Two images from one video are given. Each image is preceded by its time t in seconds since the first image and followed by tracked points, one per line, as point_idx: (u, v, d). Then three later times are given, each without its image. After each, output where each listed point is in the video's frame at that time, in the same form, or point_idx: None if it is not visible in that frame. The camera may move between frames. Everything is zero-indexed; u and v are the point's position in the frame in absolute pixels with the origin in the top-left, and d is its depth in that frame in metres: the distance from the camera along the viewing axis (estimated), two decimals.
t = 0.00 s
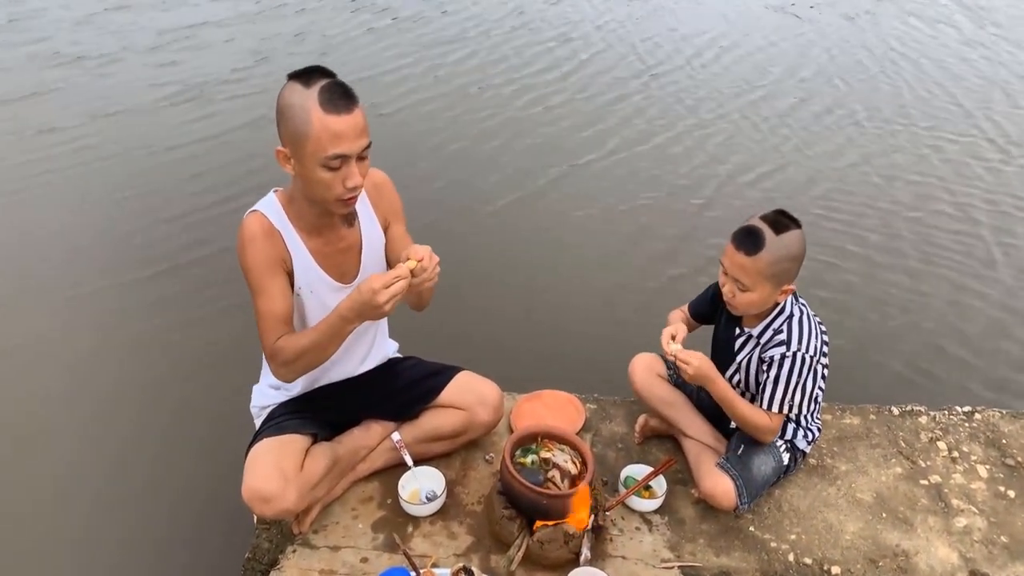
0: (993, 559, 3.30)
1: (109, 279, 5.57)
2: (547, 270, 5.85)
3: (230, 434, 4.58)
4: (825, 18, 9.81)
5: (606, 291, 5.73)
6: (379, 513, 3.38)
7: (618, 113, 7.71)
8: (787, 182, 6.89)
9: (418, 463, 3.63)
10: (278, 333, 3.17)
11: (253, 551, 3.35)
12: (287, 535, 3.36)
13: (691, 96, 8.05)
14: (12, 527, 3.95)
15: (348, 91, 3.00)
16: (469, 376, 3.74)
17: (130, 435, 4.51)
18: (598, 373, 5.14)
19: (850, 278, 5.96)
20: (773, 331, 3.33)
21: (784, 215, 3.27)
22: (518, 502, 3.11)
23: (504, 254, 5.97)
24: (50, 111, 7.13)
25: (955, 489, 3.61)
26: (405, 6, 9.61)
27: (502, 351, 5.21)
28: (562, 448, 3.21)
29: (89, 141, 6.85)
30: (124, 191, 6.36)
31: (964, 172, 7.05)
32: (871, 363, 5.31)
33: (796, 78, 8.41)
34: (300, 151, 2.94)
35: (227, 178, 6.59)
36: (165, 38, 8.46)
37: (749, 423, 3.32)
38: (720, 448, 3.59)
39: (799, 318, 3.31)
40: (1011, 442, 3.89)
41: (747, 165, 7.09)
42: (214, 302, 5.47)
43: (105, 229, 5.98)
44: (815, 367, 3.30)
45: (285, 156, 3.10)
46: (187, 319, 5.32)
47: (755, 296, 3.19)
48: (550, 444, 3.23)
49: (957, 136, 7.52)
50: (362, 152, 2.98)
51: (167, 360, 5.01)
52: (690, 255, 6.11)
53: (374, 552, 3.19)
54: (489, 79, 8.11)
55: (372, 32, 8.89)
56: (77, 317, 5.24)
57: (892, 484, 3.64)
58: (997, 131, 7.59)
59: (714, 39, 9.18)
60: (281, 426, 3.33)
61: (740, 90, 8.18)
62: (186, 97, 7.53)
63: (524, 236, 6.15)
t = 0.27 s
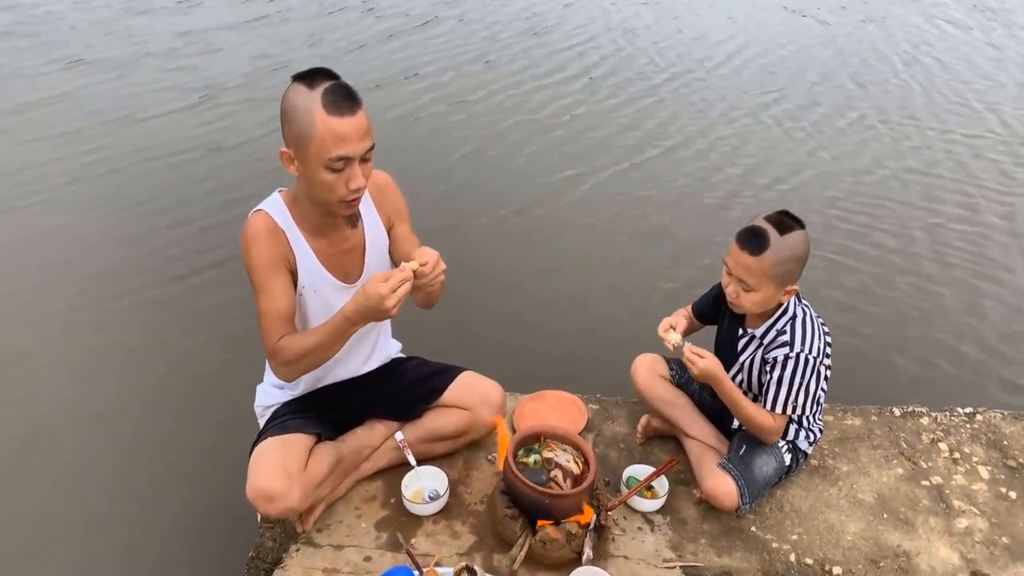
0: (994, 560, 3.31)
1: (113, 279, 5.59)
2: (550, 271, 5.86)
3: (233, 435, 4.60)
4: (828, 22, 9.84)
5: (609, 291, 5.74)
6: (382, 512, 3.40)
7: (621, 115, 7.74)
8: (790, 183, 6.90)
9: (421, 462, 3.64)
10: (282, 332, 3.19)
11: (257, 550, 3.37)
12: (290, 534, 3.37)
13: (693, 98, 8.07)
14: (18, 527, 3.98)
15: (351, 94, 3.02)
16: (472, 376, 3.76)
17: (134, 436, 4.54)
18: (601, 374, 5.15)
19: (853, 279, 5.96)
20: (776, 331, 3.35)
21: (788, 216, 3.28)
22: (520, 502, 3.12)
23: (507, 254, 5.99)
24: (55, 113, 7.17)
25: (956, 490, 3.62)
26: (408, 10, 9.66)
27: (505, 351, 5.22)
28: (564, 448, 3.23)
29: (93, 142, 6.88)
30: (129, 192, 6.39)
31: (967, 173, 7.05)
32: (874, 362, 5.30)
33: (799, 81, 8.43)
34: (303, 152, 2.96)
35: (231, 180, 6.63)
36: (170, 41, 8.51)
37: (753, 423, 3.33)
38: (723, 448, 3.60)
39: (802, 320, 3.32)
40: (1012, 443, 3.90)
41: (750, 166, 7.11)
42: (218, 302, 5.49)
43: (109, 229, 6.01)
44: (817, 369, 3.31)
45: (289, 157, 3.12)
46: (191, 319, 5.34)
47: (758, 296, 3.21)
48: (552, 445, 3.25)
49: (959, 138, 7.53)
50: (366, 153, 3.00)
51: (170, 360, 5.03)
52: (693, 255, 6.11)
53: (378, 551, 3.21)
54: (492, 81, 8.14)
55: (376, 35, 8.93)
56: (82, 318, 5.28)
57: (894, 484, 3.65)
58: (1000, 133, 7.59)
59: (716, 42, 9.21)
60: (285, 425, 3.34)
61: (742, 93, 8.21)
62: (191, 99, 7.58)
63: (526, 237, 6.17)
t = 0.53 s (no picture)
0: (995, 559, 3.30)
1: (113, 275, 5.58)
2: (551, 270, 5.86)
3: (233, 429, 4.58)
4: (829, 24, 9.85)
5: (611, 289, 5.73)
6: (383, 510, 3.40)
7: (622, 116, 7.74)
8: (791, 182, 6.89)
9: (422, 461, 3.65)
10: (284, 330, 3.19)
11: (258, 548, 3.38)
12: (292, 533, 3.38)
13: (695, 99, 8.08)
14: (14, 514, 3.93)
15: (352, 92, 3.02)
16: (473, 375, 3.77)
17: (134, 427, 4.51)
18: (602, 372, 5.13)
19: (855, 277, 5.94)
20: (778, 328, 3.35)
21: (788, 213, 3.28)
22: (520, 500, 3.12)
23: (508, 253, 5.99)
24: (58, 113, 7.19)
25: (957, 490, 3.62)
26: (411, 13, 9.70)
27: (506, 348, 5.21)
28: (565, 447, 3.23)
29: (96, 141, 6.90)
30: (130, 191, 6.40)
31: (970, 172, 7.04)
32: (878, 360, 5.28)
33: (800, 83, 8.44)
34: (304, 150, 2.96)
35: (233, 179, 6.64)
36: (173, 44, 8.55)
37: (757, 421, 3.31)
38: (724, 447, 3.60)
39: (803, 317, 3.32)
40: (1013, 442, 3.90)
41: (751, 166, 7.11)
42: (219, 300, 5.49)
43: (110, 227, 6.01)
44: (818, 366, 3.30)
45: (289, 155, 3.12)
46: (191, 316, 5.33)
47: (758, 294, 3.21)
48: (553, 443, 3.25)
49: (962, 138, 7.52)
50: (367, 152, 3.01)
51: (170, 356, 5.01)
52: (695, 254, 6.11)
53: (379, 550, 3.21)
54: (494, 83, 8.16)
55: (379, 37, 8.95)
56: (82, 313, 5.26)
57: (895, 484, 3.65)
58: (1002, 133, 7.58)
59: (718, 45, 9.23)
60: (287, 423, 3.34)
61: (744, 94, 8.21)
62: (194, 101, 7.60)
63: (528, 236, 6.17)
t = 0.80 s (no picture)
0: (999, 559, 3.30)
1: (117, 275, 5.59)
2: (554, 269, 5.87)
3: (237, 429, 4.59)
4: (832, 24, 9.84)
5: (614, 289, 5.73)
6: (388, 510, 3.41)
7: (625, 117, 7.74)
8: (794, 182, 6.90)
9: (426, 460, 3.66)
10: (290, 330, 3.20)
11: (263, 547, 3.38)
12: (297, 532, 3.39)
13: (697, 100, 8.07)
14: (17, 514, 3.95)
15: (355, 92, 3.03)
16: (477, 374, 3.77)
17: (137, 427, 4.52)
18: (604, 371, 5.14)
19: (858, 278, 5.95)
20: (781, 326, 3.35)
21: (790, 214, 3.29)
22: (525, 500, 3.12)
23: (511, 252, 5.99)
24: (61, 112, 7.20)
25: (961, 490, 3.62)
26: (413, 13, 9.69)
27: (509, 348, 5.21)
28: (569, 446, 3.24)
29: (99, 141, 6.91)
30: (133, 190, 6.41)
31: (972, 173, 7.04)
32: (880, 361, 5.28)
33: (803, 83, 8.44)
34: (308, 150, 2.97)
35: (236, 178, 6.65)
36: (175, 44, 8.55)
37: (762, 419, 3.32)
38: (728, 447, 3.60)
39: (807, 315, 3.33)
40: (1017, 443, 3.90)
41: (753, 166, 7.11)
42: (223, 299, 5.50)
43: (114, 227, 6.02)
44: (819, 364, 3.31)
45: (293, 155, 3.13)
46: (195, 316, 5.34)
47: (760, 296, 3.21)
48: (557, 443, 3.26)
49: (965, 139, 7.51)
50: (371, 151, 3.01)
51: (174, 356, 5.02)
52: (697, 254, 6.11)
53: (384, 549, 3.22)
54: (497, 84, 8.16)
55: (381, 38, 8.95)
56: (85, 312, 5.27)
57: (899, 484, 3.65)
58: (1005, 135, 7.57)
59: (720, 45, 9.22)
60: (292, 422, 3.35)
61: (746, 95, 8.20)
62: (196, 101, 7.61)
63: (531, 236, 6.16)
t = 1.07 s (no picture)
0: (1000, 559, 3.31)
1: (120, 276, 5.62)
2: (555, 269, 5.88)
3: (239, 428, 4.60)
4: (834, 25, 9.84)
5: (615, 290, 5.73)
6: (390, 509, 3.42)
7: (626, 118, 7.75)
8: (795, 183, 6.92)
9: (428, 459, 3.67)
10: (293, 329, 3.21)
11: (265, 546, 3.40)
12: (299, 531, 3.40)
13: (698, 102, 8.09)
14: (21, 515, 3.97)
15: (357, 93, 3.04)
16: (479, 374, 3.78)
17: (139, 427, 4.55)
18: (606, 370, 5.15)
19: (859, 279, 5.96)
20: (782, 325, 3.36)
21: (790, 214, 3.29)
22: (526, 499, 3.13)
23: (512, 253, 6.01)
24: (64, 115, 7.24)
25: (962, 490, 3.63)
26: (414, 14, 9.71)
27: (511, 348, 5.23)
28: (571, 446, 3.24)
29: (103, 142, 6.94)
30: (136, 191, 6.44)
31: (974, 174, 7.04)
32: (881, 361, 5.29)
33: (804, 85, 8.45)
34: (311, 151, 2.98)
35: (239, 179, 6.68)
36: (177, 45, 8.58)
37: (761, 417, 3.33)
38: (729, 447, 3.61)
39: (807, 314, 3.33)
40: (1018, 443, 3.90)
41: (755, 167, 7.13)
42: (225, 299, 5.52)
43: (117, 228, 6.05)
44: (819, 362, 3.32)
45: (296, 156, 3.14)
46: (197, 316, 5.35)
47: (757, 296, 3.22)
48: (559, 443, 3.26)
49: (966, 141, 7.51)
50: (373, 151, 3.02)
51: (176, 357, 5.04)
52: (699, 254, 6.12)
53: (386, 548, 3.23)
54: (498, 85, 8.17)
55: (383, 39, 8.97)
56: (87, 313, 5.29)
57: (900, 484, 3.66)
58: (1007, 136, 7.57)
59: (721, 46, 9.23)
60: (295, 421, 3.36)
61: (747, 96, 8.21)
62: (198, 103, 7.64)
63: (533, 236, 6.17)
